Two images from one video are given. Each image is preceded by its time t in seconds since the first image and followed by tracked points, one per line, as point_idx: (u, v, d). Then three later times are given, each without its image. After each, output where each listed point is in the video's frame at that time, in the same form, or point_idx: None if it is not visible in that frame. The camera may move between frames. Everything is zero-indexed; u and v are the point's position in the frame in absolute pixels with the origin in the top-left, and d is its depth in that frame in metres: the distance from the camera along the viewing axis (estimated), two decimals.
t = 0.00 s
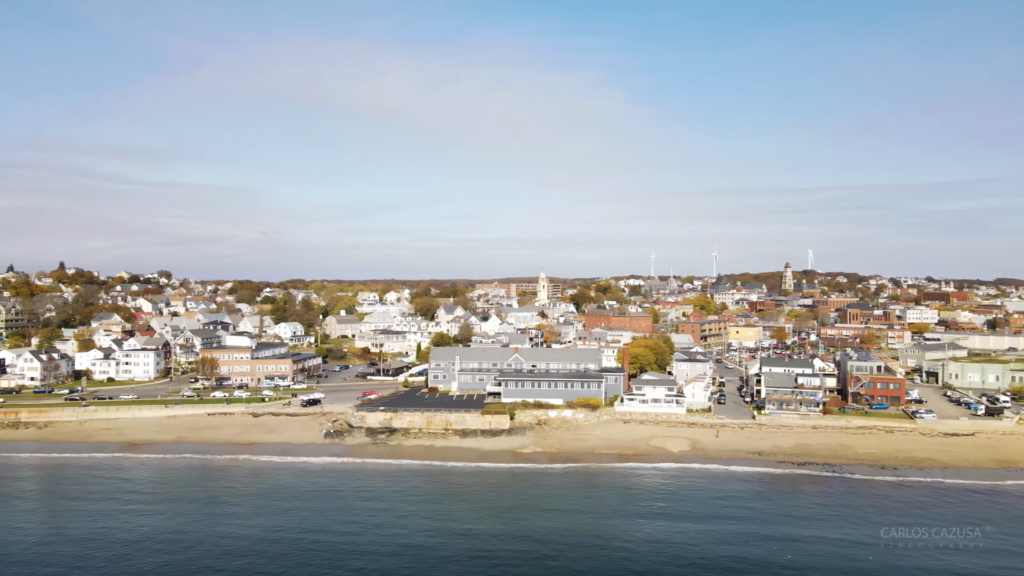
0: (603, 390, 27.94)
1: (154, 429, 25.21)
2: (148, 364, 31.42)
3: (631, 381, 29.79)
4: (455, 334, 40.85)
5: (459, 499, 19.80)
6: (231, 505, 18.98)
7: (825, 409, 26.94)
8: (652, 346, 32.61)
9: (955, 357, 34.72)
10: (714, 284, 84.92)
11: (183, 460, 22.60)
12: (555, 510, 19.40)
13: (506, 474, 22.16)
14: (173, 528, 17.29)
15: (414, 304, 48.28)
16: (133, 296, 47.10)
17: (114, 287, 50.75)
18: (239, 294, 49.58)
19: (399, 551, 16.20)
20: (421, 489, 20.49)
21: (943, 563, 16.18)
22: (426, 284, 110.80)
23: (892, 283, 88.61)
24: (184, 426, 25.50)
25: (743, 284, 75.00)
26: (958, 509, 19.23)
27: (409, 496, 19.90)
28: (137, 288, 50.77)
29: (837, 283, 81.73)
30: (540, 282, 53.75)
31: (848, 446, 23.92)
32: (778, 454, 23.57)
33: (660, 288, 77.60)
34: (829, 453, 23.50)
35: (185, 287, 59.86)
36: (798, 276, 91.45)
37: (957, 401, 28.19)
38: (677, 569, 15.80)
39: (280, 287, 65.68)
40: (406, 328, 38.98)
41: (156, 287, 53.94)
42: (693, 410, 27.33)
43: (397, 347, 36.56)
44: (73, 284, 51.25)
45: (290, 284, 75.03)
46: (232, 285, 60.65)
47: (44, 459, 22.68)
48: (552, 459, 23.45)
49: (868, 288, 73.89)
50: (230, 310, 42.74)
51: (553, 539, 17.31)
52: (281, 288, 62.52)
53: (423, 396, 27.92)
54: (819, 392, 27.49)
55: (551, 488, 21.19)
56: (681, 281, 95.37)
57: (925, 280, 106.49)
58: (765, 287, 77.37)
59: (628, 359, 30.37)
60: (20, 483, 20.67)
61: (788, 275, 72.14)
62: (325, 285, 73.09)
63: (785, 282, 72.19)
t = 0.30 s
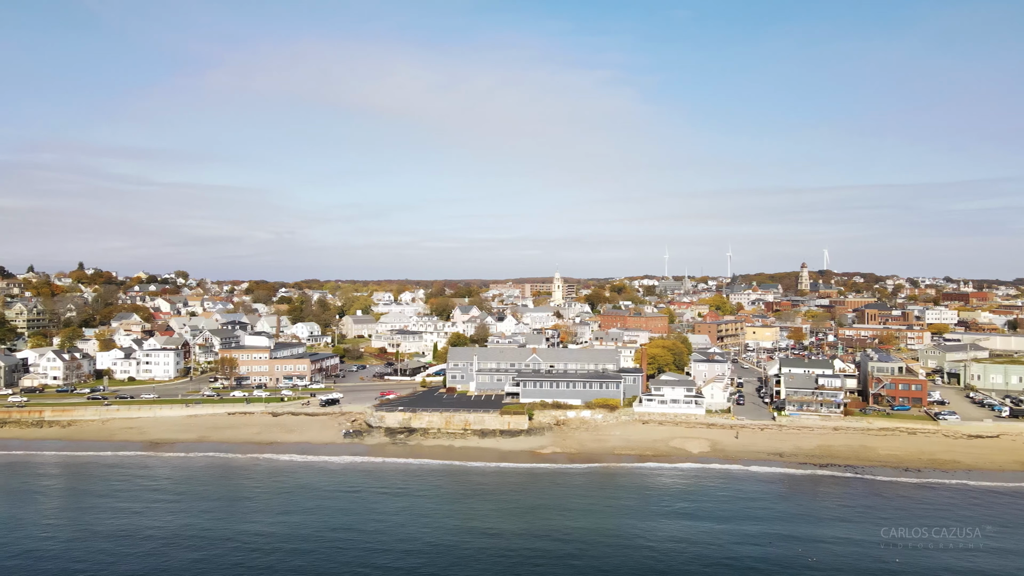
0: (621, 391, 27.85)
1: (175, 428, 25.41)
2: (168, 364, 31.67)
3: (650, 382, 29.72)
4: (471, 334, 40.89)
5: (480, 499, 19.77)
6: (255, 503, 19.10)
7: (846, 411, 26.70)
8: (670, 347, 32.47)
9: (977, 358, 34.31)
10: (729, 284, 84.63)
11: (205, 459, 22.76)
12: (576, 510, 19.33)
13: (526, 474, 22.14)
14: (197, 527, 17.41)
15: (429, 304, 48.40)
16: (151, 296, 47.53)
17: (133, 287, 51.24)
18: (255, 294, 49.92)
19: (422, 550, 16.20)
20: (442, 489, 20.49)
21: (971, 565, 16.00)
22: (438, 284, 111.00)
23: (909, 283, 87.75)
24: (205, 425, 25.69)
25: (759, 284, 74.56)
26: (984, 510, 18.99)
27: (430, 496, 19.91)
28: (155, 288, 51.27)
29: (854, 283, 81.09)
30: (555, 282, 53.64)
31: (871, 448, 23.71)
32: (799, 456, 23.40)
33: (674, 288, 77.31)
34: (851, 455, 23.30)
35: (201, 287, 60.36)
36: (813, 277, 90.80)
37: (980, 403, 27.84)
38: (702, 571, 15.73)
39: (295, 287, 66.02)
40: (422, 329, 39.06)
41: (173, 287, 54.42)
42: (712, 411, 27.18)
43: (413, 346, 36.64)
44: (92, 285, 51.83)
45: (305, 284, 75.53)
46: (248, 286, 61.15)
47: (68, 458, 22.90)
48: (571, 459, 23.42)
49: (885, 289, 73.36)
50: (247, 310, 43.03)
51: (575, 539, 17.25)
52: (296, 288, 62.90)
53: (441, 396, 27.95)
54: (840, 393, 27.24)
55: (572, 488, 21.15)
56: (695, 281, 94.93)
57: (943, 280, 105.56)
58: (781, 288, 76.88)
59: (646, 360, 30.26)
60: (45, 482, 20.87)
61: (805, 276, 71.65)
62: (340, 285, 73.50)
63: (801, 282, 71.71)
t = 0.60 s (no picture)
0: (640, 391, 27.75)
1: (197, 427, 25.59)
2: (188, 363, 31.89)
3: (668, 382, 29.64)
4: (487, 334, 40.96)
5: (502, 499, 19.78)
6: (279, 501, 19.19)
7: (868, 411, 26.44)
8: (688, 347, 32.32)
9: (1000, 359, 33.91)
10: (744, 284, 84.26)
11: (227, 459, 22.90)
12: (597, 510, 19.28)
13: (546, 474, 22.14)
14: (221, 525, 17.51)
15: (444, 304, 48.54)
16: (168, 296, 47.94)
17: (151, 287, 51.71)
18: (271, 294, 50.21)
19: (447, 549, 16.23)
20: (464, 489, 20.51)
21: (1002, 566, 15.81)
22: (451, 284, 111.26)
23: (925, 283, 86.98)
24: (226, 424, 25.85)
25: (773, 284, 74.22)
26: (1012, 512, 18.76)
27: (453, 495, 19.91)
28: (172, 288, 51.75)
29: (869, 284, 80.54)
30: (569, 282, 53.55)
31: (893, 450, 23.49)
32: (821, 457, 23.21)
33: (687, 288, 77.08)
34: (873, 457, 23.10)
35: (218, 287, 60.83)
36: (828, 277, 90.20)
37: (1004, 405, 27.50)
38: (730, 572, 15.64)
39: (310, 287, 66.52)
40: (438, 329, 39.14)
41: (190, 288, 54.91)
42: (732, 412, 27.02)
43: (430, 347, 36.70)
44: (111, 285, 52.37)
45: (320, 284, 75.97)
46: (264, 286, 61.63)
47: (91, 457, 23.13)
48: (591, 459, 23.37)
49: (902, 289, 72.78)
50: (263, 310, 43.29)
51: (597, 540, 17.20)
52: (311, 288, 63.22)
53: (460, 396, 28.01)
54: (862, 394, 26.97)
55: (593, 488, 21.09)
56: (708, 281, 94.55)
57: (961, 280, 104.58)
58: (796, 287, 76.54)
59: (665, 360, 30.15)
60: (71, 480, 21.09)
61: (821, 276, 71.17)
62: (355, 286, 73.86)
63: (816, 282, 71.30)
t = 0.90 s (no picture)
0: (658, 392, 27.64)
1: (217, 426, 25.76)
2: (207, 363, 32.12)
3: (686, 383, 29.48)
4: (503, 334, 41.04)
5: (524, 499, 19.78)
6: (302, 500, 19.28)
7: (890, 413, 26.19)
8: (706, 348, 32.16)
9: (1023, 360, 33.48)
10: (762, 283, 84.02)
11: (248, 458, 23.04)
12: (619, 510, 19.21)
13: (566, 474, 22.11)
14: (245, 523, 17.60)
15: (459, 304, 48.72)
16: (186, 296, 48.36)
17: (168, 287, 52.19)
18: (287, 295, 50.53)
19: (471, 548, 16.24)
20: (485, 488, 20.50)
21: None
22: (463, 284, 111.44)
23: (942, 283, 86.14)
24: (246, 424, 26.00)
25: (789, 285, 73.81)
26: None
27: (475, 495, 19.91)
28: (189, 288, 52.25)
29: (885, 284, 79.91)
30: (584, 282, 53.41)
31: (916, 452, 23.27)
32: (842, 459, 23.02)
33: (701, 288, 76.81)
34: (896, 459, 22.89)
35: (234, 287, 61.30)
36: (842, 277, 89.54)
37: None
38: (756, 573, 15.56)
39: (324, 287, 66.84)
40: (454, 329, 39.16)
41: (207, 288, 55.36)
42: (751, 413, 26.87)
43: (446, 347, 36.73)
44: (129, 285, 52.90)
45: (335, 285, 76.45)
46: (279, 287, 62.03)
47: (114, 455, 23.34)
48: (610, 460, 23.32)
49: (920, 289, 72.15)
50: (280, 310, 43.56)
51: (622, 541, 17.10)
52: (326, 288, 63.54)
53: (477, 396, 28.03)
54: (883, 396, 26.72)
55: (614, 488, 21.02)
56: (721, 281, 94.14)
57: (979, 280, 103.57)
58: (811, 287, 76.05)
59: (683, 361, 30.03)
60: (95, 479, 21.29)
61: (837, 276, 70.78)
62: (370, 285, 74.24)
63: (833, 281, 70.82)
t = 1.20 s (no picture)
0: (677, 392, 27.51)
1: (237, 426, 25.91)
2: (226, 362, 32.33)
3: (705, 384, 29.33)
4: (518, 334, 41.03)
5: (546, 499, 19.73)
6: (325, 499, 19.35)
7: (912, 414, 25.92)
8: (724, 348, 31.98)
9: None
10: (776, 283, 83.57)
11: (268, 457, 23.15)
12: (640, 511, 19.14)
13: (585, 474, 22.06)
14: (268, 521, 17.69)
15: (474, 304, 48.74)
16: (203, 296, 48.76)
17: (185, 287, 52.66)
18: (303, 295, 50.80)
19: (495, 549, 16.24)
20: (506, 488, 20.49)
21: None
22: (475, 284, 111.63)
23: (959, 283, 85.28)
24: (265, 424, 26.13)
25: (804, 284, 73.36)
26: None
27: (496, 494, 19.90)
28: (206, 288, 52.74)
29: (902, 284, 79.27)
30: (599, 282, 53.31)
31: (939, 454, 23.04)
32: (864, 461, 22.81)
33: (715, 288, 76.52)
34: (919, 461, 22.66)
35: (249, 287, 61.69)
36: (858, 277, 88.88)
37: None
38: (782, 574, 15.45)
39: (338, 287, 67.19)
40: (470, 329, 39.20)
41: (223, 288, 55.79)
42: (771, 414, 26.70)
43: (462, 346, 36.78)
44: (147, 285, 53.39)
45: (349, 285, 76.86)
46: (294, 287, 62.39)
47: (137, 454, 23.55)
48: (629, 461, 23.24)
49: (937, 289, 71.53)
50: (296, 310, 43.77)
51: (644, 542, 17.05)
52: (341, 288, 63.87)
53: (495, 396, 28.03)
54: (905, 397, 26.45)
55: (635, 488, 20.96)
56: (735, 282, 93.68)
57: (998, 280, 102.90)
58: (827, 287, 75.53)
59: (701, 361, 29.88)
60: (119, 477, 21.48)
61: (853, 276, 70.27)
62: (384, 286, 74.63)
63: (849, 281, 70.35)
